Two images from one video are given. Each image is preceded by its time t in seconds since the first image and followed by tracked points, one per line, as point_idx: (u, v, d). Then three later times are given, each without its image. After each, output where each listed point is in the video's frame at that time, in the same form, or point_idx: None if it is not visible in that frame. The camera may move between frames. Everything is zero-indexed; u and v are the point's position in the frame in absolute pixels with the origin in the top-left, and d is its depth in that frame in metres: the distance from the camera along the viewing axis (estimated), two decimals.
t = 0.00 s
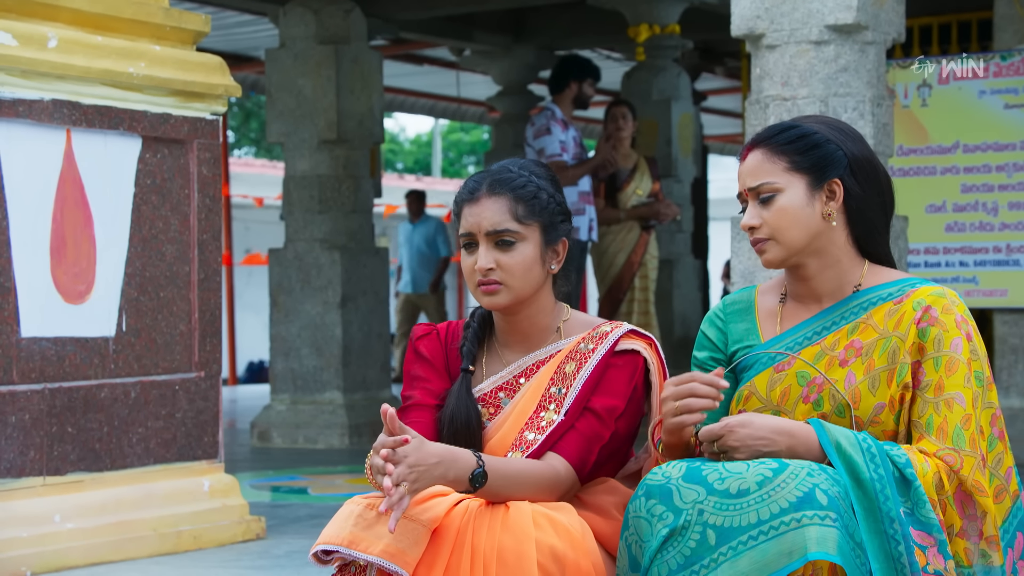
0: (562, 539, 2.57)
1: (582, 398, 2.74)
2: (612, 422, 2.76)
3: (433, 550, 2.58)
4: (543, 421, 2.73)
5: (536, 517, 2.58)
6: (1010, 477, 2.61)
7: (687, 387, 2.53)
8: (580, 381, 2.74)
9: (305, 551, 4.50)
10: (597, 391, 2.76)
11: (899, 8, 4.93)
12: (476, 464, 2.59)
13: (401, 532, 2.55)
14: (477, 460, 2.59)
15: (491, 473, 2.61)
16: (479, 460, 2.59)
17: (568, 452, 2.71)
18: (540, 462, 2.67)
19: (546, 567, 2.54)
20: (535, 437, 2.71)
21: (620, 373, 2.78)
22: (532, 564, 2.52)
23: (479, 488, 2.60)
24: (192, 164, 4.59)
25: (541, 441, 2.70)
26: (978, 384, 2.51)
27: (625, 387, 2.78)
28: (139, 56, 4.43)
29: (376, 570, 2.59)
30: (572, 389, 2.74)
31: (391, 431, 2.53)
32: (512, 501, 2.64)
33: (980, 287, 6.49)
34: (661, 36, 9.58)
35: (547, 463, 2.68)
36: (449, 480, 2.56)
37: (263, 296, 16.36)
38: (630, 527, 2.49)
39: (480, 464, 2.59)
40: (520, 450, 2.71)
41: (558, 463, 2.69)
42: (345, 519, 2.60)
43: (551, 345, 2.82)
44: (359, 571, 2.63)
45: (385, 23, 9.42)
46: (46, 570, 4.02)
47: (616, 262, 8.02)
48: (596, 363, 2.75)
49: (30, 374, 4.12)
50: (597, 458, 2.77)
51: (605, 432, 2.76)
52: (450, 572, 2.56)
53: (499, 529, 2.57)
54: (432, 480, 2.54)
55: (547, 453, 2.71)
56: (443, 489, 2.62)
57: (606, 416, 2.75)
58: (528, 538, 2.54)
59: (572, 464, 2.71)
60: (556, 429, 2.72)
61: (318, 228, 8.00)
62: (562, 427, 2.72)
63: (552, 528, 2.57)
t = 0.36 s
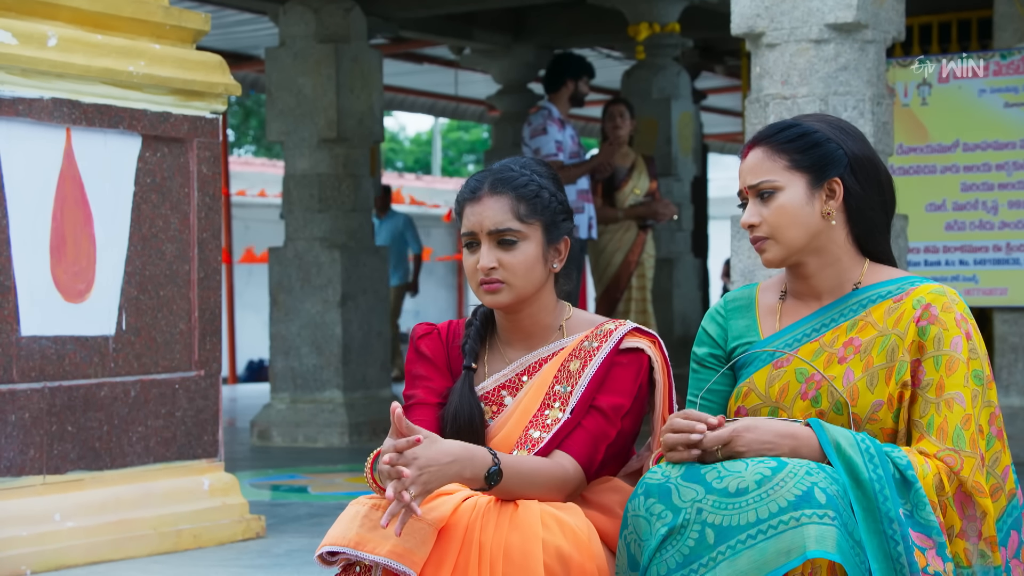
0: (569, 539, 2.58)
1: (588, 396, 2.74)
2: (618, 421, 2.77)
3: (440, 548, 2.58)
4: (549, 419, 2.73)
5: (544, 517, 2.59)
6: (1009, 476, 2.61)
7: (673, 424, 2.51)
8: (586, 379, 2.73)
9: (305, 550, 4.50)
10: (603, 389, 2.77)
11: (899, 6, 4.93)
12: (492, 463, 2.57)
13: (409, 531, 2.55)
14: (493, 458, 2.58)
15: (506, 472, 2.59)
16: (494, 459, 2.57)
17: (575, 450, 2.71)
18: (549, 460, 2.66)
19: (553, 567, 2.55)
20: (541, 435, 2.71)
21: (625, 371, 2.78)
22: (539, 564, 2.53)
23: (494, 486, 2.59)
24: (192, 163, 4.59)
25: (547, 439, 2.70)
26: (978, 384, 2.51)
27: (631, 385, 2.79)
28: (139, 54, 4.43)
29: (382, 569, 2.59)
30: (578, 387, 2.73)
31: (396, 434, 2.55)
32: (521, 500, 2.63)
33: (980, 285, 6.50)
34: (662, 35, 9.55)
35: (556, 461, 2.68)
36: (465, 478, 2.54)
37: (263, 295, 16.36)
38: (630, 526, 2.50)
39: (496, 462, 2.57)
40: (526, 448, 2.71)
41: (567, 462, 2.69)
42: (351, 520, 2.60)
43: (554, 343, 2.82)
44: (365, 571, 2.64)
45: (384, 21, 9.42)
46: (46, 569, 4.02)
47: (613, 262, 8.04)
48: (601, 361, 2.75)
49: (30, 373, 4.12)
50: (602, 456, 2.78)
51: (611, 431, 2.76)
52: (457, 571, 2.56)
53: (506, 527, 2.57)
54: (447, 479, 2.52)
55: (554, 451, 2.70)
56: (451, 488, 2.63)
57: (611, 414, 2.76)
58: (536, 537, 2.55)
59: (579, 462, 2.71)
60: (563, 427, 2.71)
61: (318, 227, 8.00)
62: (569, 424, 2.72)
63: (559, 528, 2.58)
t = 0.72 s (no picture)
0: (572, 539, 2.58)
1: (591, 396, 2.74)
2: (620, 421, 2.77)
3: (443, 549, 2.57)
4: (550, 419, 2.73)
5: (548, 517, 2.59)
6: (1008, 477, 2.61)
7: (677, 428, 2.52)
8: (588, 379, 2.74)
9: (305, 549, 4.51)
10: (605, 389, 2.77)
11: (899, 5, 4.93)
12: (502, 463, 2.58)
13: (410, 532, 2.54)
14: (503, 459, 2.58)
15: (514, 472, 2.59)
16: (504, 459, 2.58)
17: (577, 450, 2.71)
18: (552, 460, 2.66)
19: (556, 567, 2.55)
20: (543, 435, 2.71)
21: (627, 372, 2.78)
22: (542, 565, 2.53)
23: (502, 487, 2.59)
24: (192, 162, 4.59)
25: (549, 439, 2.70)
26: (981, 385, 2.51)
27: (633, 385, 2.79)
28: (139, 53, 4.43)
29: (385, 570, 2.59)
30: (580, 387, 2.74)
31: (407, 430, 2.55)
32: (524, 500, 2.63)
33: (980, 284, 6.51)
34: (662, 34, 9.53)
35: (559, 461, 2.67)
36: (476, 478, 2.55)
37: (263, 294, 16.36)
38: (630, 524, 2.50)
39: (507, 462, 2.58)
40: (527, 448, 2.71)
41: (570, 462, 2.69)
42: (353, 521, 2.60)
43: (556, 343, 2.82)
44: (367, 572, 2.64)
45: (384, 21, 9.42)
46: (46, 567, 4.02)
47: (613, 262, 8.03)
48: (603, 361, 2.75)
49: (30, 371, 4.12)
50: (604, 456, 2.78)
51: (613, 431, 2.76)
52: (459, 571, 2.55)
53: (510, 527, 2.57)
54: (458, 480, 2.54)
55: (556, 451, 2.70)
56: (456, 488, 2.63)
57: (614, 414, 2.76)
58: (539, 537, 2.55)
59: (582, 462, 2.71)
60: (564, 426, 2.72)
61: (318, 226, 8.00)
62: (570, 424, 2.72)
63: (563, 528, 2.59)
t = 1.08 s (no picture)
0: (571, 536, 2.58)
1: (591, 394, 2.74)
2: (620, 419, 2.77)
3: (441, 546, 2.58)
4: (550, 416, 2.73)
5: (547, 514, 2.59)
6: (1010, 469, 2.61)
7: (681, 425, 2.52)
8: (588, 377, 2.73)
9: (305, 546, 4.51)
10: (605, 386, 2.76)
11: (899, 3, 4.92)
12: (498, 460, 2.58)
13: (409, 528, 2.55)
14: (499, 455, 2.58)
15: (512, 470, 2.59)
16: (500, 456, 2.58)
17: (577, 448, 2.71)
18: (551, 458, 2.66)
19: (554, 565, 2.54)
20: (543, 433, 2.71)
21: (627, 370, 2.78)
22: (540, 562, 2.52)
23: (499, 484, 2.59)
24: (192, 159, 4.59)
25: (549, 437, 2.70)
26: (985, 381, 2.51)
27: (634, 383, 2.79)
28: (139, 50, 4.43)
29: (383, 567, 2.58)
30: (579, 384, 2.73)
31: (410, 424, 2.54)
32: (523, 497, 2.63)
33: (980, 282, 6.53)
34: (661, 31, 9.43)
35: (557, 459, 2.67)
36: (472, 475, 2.55)
37: (263, 292, 16.36)
38: (631, 520, 2.50)
39: (502, 459, 2.58)
40: (527, 445, 2.71)
41: (569, 460, 2.69)
42: (352, 517, 2.61)
43: (556, 341, 2.82)
44: (365, 570, 2.64)
45: (384, 18, 9.42)
46: (46, 564, 4.02)
47: (614, 258, 8.03)
48: (603, 359, 2.74)
49: (30, 369, 4.12)
50: (605, 454, 2.78)
51: (613, 429, 2.76)
52: (458, 567, 2.56)
53: (510, 524, 2.57)
54: (455, 477, 2.53)
55: (556, 448, 2.70)
56: (454, 485, 2.63)
57: (614, 412, 2.75)
58: (537, 534, 2.55)
59: (581, 460, 2.71)
60: (564, 424, 2.71)
61: (318, 223, 8.00)
62: (570, 422, 2.72)
63: (561, 525, 2.58)
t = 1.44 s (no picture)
0: (570, 533, 2.57)
1: (589, 391, 2.73)
2: (619, 415, 2.76)
3: (441, 543, 2.58)
4: (549, 414, 2.73)
5: (545, 511, 2.58)
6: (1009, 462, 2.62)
7: (682, 424, 2.52)
8: (587, 374, 2.73)
9: (305, 544, 4.51)
10: (604, 384, 2.76)
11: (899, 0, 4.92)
12: (485, 459, 2.58)
13: (409, 526, 2.55)
14: (486, 454, 2.58)
15: (500, 468, 2.59)
16: (487, 455, 2.58)
17: (577, 445, 2.71)
18: (548, 456, 2.66)
19: (555, 562, 2.54)
20: (542, 430, 2.71)
21: (626, 367, 2.78)
22: (540, 560, 2.52)
23: (488, 482, 2.59)
24: (191, 157, 4.59)
25: (547, 434, 2.70)
26: (987, 373, 2.52)
27: (632, 380, 2.78)
28: (139, 48, 4.43)
29: (383, 564, 2.59)
30: (578, 382, 2.73)
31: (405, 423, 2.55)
32: (521, 494, 2.63)
33: (980, 279, 6.52)
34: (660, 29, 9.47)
35: (555, 456, 2.67)
36: (459, 474, 2.55)
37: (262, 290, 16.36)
38: (630, 517, 2.50)
39: (490, 458, 2.58)
40: (526, 444, 2.71)
41: (567, 456, 2.68)
42: (352, 515, 2.61)
43: (555, 339, 2.83)
44: (365, 568, 2.64)
45: (384, 16, 9.41)
46: (46, 562, 4.03)
47: (614, 256, 8.02)
48: (602, 356, 2.74)
49: (30, 366, 4.13)
50: (604, 450, 2.77)
51: (612, 425, 2.75)
52: (457, 564, 2.56)
53: (509, 521, 2.57)
54: (443, 475, 2.53)
55: (554, 446, 2.70)
56: (451, 483, 2.64)
57: (613, 409, 2.75)
58: (536, 532, 2.55)
59: (580, 456, 2.70)
60: (563, 422, 2.71)
61: (318, 220, 7.99)
62: (569, 419, 2.72)
63: (561, 522, 2.58)
